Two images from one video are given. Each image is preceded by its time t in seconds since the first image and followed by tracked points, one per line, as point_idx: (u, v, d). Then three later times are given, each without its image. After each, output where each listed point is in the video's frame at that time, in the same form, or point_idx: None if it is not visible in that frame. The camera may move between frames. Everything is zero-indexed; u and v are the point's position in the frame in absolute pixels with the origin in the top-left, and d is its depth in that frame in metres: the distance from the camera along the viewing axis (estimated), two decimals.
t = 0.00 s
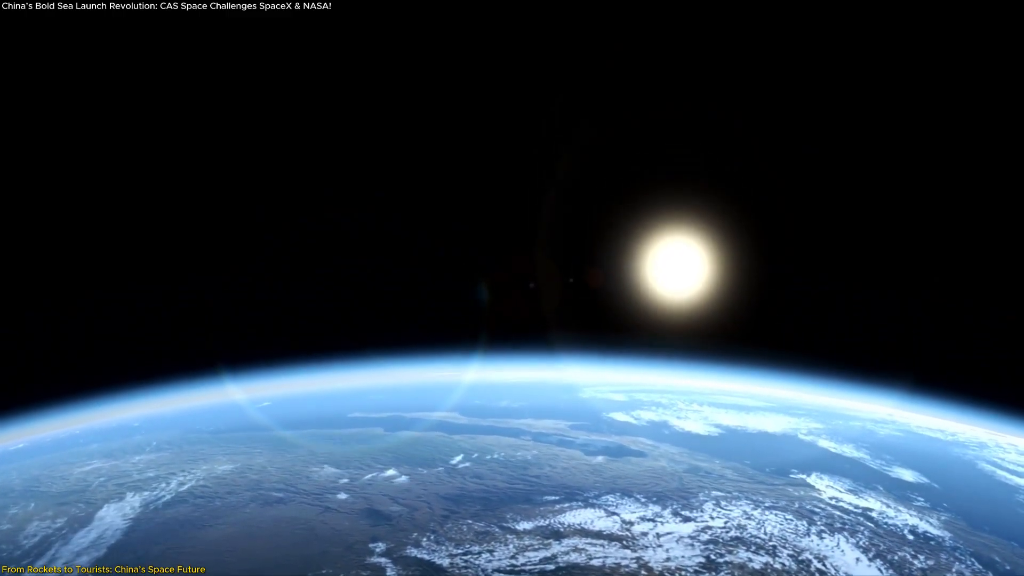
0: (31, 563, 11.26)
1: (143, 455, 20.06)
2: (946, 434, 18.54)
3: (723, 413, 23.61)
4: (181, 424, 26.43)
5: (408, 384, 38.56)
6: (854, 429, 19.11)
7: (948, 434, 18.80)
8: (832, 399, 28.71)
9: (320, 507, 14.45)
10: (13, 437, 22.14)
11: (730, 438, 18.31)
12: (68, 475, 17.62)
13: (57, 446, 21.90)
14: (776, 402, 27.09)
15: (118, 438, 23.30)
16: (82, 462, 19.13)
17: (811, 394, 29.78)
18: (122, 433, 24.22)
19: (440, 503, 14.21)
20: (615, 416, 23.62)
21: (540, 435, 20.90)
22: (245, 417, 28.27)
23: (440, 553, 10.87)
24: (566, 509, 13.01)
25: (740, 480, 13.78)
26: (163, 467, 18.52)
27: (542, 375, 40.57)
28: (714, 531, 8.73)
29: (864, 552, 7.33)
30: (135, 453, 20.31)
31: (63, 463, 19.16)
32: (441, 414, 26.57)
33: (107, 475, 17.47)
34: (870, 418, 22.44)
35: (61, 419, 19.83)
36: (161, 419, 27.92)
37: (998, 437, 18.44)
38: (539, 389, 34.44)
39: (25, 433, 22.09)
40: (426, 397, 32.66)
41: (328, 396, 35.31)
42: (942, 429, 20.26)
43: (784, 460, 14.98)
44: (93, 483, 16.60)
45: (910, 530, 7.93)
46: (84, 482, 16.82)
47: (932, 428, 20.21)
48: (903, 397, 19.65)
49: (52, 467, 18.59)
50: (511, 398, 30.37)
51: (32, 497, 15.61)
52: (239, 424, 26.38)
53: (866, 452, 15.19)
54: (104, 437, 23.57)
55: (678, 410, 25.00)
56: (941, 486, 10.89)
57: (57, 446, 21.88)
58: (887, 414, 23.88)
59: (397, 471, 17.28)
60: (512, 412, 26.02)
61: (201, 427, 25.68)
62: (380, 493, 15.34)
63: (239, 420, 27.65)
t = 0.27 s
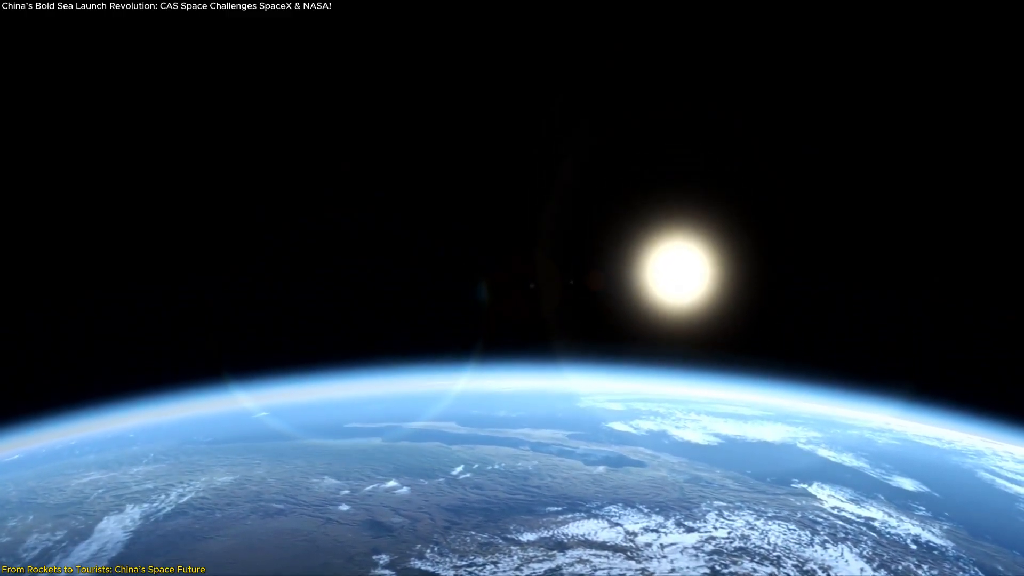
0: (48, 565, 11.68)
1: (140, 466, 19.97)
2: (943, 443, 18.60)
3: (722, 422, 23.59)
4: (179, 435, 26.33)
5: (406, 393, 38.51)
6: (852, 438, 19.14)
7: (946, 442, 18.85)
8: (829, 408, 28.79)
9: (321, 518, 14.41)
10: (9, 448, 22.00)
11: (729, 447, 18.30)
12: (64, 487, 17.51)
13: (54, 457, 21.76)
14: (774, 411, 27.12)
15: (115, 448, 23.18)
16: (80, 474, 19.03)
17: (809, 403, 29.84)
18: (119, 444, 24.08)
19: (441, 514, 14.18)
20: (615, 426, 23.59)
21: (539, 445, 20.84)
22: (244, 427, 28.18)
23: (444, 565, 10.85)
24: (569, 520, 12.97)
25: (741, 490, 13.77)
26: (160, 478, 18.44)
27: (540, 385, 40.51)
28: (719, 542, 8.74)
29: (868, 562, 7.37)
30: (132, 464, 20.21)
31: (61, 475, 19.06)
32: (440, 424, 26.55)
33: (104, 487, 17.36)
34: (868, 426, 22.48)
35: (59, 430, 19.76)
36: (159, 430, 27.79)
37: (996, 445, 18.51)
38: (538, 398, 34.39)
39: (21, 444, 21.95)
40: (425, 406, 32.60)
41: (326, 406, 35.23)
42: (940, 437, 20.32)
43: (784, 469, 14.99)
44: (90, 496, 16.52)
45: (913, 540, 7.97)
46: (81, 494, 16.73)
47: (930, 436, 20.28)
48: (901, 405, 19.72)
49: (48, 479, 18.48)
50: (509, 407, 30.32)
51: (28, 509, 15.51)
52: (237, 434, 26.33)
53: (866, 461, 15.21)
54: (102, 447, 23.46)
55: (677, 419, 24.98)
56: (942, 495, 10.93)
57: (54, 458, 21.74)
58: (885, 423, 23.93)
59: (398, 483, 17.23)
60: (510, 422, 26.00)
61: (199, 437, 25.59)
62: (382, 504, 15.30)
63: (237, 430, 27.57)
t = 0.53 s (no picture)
0: (61, 572, 12.15)
1: (138, 477, 19.92)
2: (942, 450, 18.65)
3: (722, 430, 23.57)
4: (177, 445, 26.23)
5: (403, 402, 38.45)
6: (851, 446, 19.16)
7: (944, 450, 18.89)
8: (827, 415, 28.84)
9: (323, 529, 14.39)
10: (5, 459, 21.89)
11: (729, 456, 18.28)
12: (62, 499, 17.45)
13: (51, 468, 21.65)
14: (773, 419, 27.12)
15: (112, 459, 23.08)
16: (78, 485, 18.96)
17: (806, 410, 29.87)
18: (116, 454, 23.97)
19: (443, 525, 14.17)
20: (614, 435, 23.54)
21: (539, 455, 20.79)
22: (243, 437, 28.10)
23: None
24: (572, 530, 12.97)
25: (742, 499, 13.78)
26: (159, 489, 18.41)
27: (538, 393, 40.47)
28: (723, 552, 8.78)
29: (872, 571, 7.44)
30: (130, 475, 20.15)
31: (58, 486, 18.98)
32: (439, 433, 26.51)
33: (102, 499, 17.31)
34: (866, 434, 22.51)
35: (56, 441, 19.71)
36: (155, 440, 27.67)
37: (994, 452, 18.57)
38: (536, 407, 34.33)
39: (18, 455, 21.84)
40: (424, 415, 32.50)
41: (324, 415, 35.13)
42: (938, 444, 20.37)
43: (785, 478, 14.99)
44: (88, 507, 16.48)
45: (916, 549, 8.03)
46: (79, 506, 16.67)
47: (928, 444, 20.32)
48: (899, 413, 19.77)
49: (45, 491, 18.39)
50: (507, 416, 30.21)
51: (27, 521, 15.46)
52: (236, 444, 26.28)
53: (865, 469, 15.22)
54: (99, 457, 23.35)
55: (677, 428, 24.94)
56: (943, 503, 10.98)
57: (51, 468, 21.63)
58: (882, 430, 23.97)
59: (399, 493, 17.19)
60: (509, 431, 25.97)
61: (197, 447, 25.53)
62: (383, 515, 15.28)
63: (236, 439, 27.50)
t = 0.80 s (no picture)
0: (65, 568, 12.51)
1: (136, 485, 19.85)
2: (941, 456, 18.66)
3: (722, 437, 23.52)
4: (176, 453, 26.14)
5: (401, 409, 38.36)
6: (851, 452, 19.16)
7: (943, 456, 18.92)
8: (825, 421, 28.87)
9: (324, 538, 14.37)
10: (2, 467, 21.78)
11: (729, 463, 18.23)
12: (61, 508, 17.39)
13: (48, 477, 21.53)
14: (772, 425, 27.10)
15: (110, 467, 23.00)
16: (76, 494, 18.88)
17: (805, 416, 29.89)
18: (114, 463, 23.86)
19: (445, 533, 14.14)
20: (613, 442, 23.47)
21: (537, 462, 20.77)
22: (242, 444, 28.02)
23: None
24: (576, 539, 12.96)
25: (744, 506, 13.78)
26: (158, 498, 18.37)
27: (537, 400, 40.41)
28: (726, 560, 8.79)
29: None
30: (128, 484, 20.09)
31: (55, 495, 18.89)
32: (439, 441, 26.46)
33: (102, 508, 17.25)
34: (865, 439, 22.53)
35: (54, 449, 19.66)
36: (153, 448, 27.54)
37: (992, 457, 18.59)
38: (535, 414, 34.24)
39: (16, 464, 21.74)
40: (423, 422, 32.40)
41: (322, 421, 35.04)
42: (936, 450, 20.39)
43: (785, 485, 14.97)
44: (87, 517, 16.44)
45: (919, 556, 8.06)
46: (77, 516, 16.60)
47: (927, 449, 20.34)
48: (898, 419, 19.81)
49: (43, 500, 18.31)
50: (505, 423, 30.08)
51: (27, 530, 15.42)
52: (234, 451, 26.22)
53: (865, 476, 15.21)
54: (97, 466, 23.25)
55: (677, 434, 24.89)
56: (943, 510, 11.00)
57: (48, 477, 21.51)
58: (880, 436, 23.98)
59: (400, 501, 17.17)
60: (508, 438, 25.91)
61: (195, 455, 25.45)
62: (385, 523, 15.25)
63: (234, 447, 27.43)
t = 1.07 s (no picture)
0: None
1: (134, 495, 19.79)
2: (940, 462, 18.70)
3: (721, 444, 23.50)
4: (174, 462, 26.05)
5: (399, 416, 38.28)
6: (850, 459, 19.17)
7: (942, 462, 18.95)
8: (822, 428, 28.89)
9: (327, 548, 14.36)
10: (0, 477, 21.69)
11: (729, 470, 18.22)
12: (61, 518, 17.35)
13: (46, 486, 21.43)
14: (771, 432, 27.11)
15: (109, 476, 22.93)
16: (75, 504, 18.81)
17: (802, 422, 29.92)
18: (112, 472, 23.78)
19: (447, 542, 14.13)
20: (612, 449, 23.44)
21: (536, 470, 20.75)
22: (241, 453, 27.94)
23: None
24: (579, 547, 12.97)
25: (745, 514, 13.78)
26: (158, 508, 18.34)
27: (535, 407, 40.34)
28: (730, 568, 8.82)
29: None
30: (128, 493, 20.05)
31: (54, 505, 18.83)
32: (438, 448, 26.44)
33: (102, 518, 17.22)
34: (863, 446, 22.56)
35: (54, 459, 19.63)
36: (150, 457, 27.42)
37: (990, 463, 18.66)
38: (534, 421, 34.16)
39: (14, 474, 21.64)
40: (422, 429, 32.37)
41: (321, 428, 34.95)
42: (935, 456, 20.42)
43: (786, 492, 14.98)
44: (87, 526, 16.43)
45: (922, 564, 8.11)
46: (78, 526, 16.57)
47: (925, 455, 20.37)
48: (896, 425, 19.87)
49: (43, 510, 18.27)
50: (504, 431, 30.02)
51: (28, 541, 15.39)
52: (233, 460, 26.16)
53: (865, 482, 15.23)
54: (95, 475, 23.17)
55: (676, 442, 24.85)
56: (944, 517, 11.04)
57: (46, 487, 21.41)
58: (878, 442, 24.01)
59: (401, 510, 17.16)
60: (507, 446, 25.88)
61: (194, 464, 25.38)
62: (386, 532, 15.24)
63: (234, 455, 27.37)
